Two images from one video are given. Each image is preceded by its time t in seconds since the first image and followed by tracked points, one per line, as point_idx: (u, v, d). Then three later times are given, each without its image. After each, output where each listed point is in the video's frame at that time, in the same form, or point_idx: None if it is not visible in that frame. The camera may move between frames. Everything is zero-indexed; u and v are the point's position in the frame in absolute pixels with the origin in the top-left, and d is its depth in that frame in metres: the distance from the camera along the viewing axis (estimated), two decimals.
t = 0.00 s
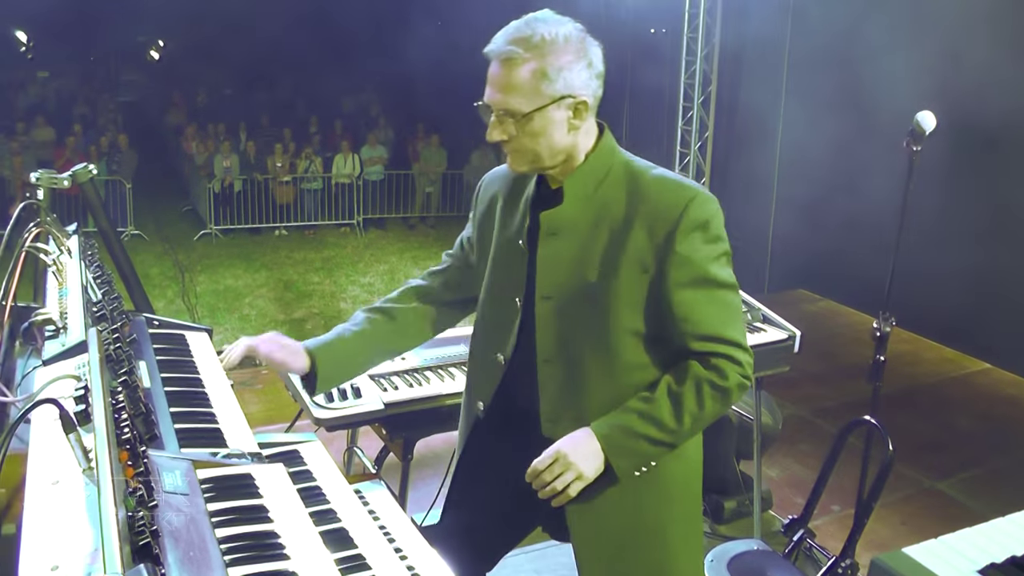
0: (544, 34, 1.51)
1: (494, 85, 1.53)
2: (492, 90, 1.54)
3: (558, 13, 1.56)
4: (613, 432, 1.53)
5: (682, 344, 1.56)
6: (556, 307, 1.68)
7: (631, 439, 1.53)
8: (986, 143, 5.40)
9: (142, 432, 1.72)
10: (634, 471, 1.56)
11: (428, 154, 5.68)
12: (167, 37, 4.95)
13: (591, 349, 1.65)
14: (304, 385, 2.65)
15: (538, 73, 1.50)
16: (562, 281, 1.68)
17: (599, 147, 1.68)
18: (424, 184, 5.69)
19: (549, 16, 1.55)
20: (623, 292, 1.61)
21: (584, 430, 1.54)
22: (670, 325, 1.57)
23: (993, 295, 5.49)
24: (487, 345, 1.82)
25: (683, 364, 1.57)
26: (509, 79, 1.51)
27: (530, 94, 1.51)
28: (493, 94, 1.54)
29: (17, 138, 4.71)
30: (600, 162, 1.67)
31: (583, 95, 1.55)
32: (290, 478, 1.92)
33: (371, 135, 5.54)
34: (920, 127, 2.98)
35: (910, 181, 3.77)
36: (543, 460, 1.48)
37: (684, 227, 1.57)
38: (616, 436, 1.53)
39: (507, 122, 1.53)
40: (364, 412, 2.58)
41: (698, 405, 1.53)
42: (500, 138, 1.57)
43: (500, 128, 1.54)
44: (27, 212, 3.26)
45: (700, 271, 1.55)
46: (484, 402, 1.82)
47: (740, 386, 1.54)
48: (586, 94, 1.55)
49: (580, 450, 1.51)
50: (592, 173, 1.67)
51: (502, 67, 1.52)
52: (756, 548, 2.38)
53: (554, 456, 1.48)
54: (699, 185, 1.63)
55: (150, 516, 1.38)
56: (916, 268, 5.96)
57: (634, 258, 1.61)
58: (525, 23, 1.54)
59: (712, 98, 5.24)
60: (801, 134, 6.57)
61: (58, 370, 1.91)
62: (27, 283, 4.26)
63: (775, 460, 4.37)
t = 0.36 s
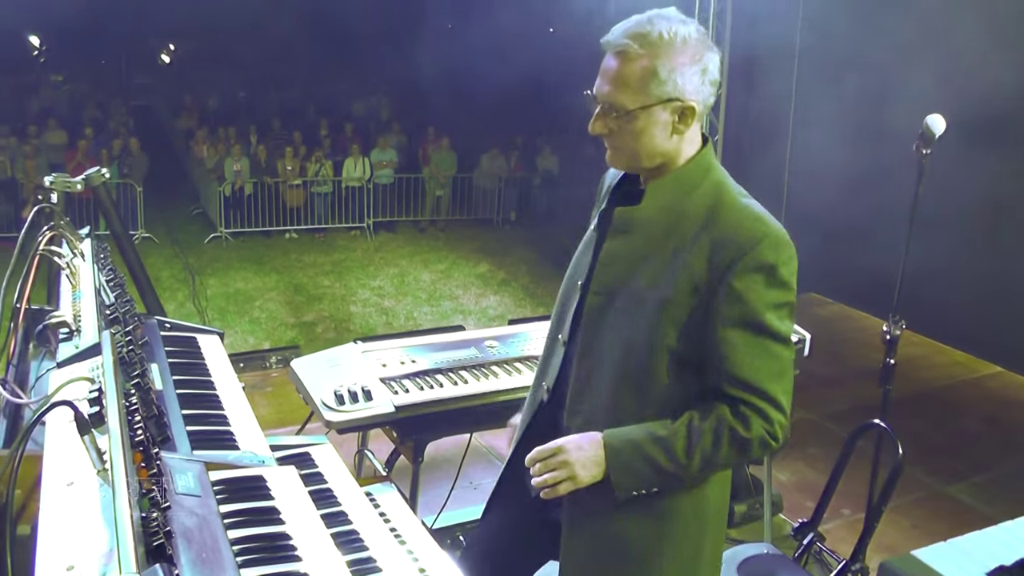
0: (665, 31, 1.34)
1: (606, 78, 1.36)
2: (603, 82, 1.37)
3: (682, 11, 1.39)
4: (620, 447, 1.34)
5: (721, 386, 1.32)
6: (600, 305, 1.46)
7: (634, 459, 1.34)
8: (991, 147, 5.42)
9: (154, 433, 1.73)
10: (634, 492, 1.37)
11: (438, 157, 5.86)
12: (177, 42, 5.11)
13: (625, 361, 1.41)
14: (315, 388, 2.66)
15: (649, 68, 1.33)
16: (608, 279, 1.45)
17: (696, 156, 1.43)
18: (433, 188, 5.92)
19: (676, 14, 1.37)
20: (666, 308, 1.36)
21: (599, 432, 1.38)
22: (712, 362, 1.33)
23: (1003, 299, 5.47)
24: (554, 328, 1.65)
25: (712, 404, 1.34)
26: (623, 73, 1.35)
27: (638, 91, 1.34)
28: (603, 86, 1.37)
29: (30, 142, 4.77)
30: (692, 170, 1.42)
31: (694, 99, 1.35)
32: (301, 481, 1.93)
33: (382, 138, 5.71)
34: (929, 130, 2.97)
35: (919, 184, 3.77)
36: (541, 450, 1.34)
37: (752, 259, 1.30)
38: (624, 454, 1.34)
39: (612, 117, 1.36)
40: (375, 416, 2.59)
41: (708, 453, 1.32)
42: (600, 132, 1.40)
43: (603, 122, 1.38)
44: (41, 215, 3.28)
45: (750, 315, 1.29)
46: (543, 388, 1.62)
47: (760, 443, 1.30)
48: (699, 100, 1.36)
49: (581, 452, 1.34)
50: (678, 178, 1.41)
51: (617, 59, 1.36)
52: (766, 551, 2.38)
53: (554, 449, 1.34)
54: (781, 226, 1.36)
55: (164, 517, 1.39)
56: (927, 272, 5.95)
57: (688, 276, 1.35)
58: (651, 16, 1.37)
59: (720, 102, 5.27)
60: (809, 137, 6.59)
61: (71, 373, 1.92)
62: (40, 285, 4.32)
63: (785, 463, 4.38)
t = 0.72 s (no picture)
0: (665, 29, 1.45)
1: (613, 73, 1.48)
2: (609, 77, 1.50)
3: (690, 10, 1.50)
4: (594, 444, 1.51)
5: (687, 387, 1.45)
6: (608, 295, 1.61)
7: (609, 454, 1.49)
8: (999, 145, 5.40)
9: (162, 436, 1.74)
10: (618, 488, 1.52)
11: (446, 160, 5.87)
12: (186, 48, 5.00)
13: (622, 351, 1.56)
14: (323, 391, 2.67)
15: (652, 68, 1.45)
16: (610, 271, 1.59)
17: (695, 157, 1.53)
18: (442, 193, 5.95)
19: (680, 13, 1.49)
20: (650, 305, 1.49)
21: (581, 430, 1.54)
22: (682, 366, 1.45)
23: (1011, 298, 5.46)
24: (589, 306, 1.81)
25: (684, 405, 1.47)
26: (628, 68, 1.47)
27: (639, 88, 1.46)
28: (612, 83, 1.50)
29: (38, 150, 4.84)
30: (688, 173, 1.53)
31: (693, 100, 1.48)
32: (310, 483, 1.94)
33: (390, 143, 5.67)
34: (936, 129, 2.97)
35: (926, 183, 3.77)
36: (520, 443, 1.53)
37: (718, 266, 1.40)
38: (599, 448, 1.50)
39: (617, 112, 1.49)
40: (383, 418, 2.60)
41: (673, 450, 1.44)
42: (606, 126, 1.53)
43: (607, 116, 1.51)
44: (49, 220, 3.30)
45: (713, 321, 1.40)
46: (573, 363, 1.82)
47: (727, 450, 1.42)
48: (698, 97, 1.49)
49: (552, 444, 1.53)
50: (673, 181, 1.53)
51: (621, 56, 1.48)
52: (776, 552, 2.38)
53: (531, 438, 1.53)
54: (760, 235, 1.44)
55: (172, 518, 1.40)
56: (934, 271, 5.94)
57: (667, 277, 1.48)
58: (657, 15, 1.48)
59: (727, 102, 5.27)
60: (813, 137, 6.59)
61: (79, 377, 1.93)
62: (49, 291, 4.34)
63: (794, 464, 4.37)
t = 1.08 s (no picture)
0: (615, 31, 1.36)
1: (569, 76, 1.40)
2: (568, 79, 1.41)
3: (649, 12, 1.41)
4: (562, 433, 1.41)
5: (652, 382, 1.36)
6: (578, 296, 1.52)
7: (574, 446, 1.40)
8: (1003, 149, 5.39)
9: (164, 442, 1.71)
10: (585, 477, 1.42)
11: (450, 164, 6.12)
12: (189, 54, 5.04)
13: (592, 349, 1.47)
14: (326, 396, 2.66)
15: (605, 70, 1.36)
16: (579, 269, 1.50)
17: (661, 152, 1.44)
18: (446, 197, 6.16)
19: (635, 14, 1.39)
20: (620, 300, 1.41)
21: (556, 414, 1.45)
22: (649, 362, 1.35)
23: (1016, 301, 5.45)
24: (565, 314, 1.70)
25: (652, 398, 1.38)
26: (581, 71, 1.38)
27: (593, 90, 1.37)
28: (570, 85, 1.41)
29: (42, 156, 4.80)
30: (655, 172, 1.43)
31: (647, 99, 1.38)
32: (312, 489, 1.93)
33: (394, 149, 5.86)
34: (939, 131, 2.96)
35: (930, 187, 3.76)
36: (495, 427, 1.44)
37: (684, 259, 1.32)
38: (568, 436, 1.41)
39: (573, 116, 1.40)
40: (386, 423, 2.59)
41: (638, 445, 1.35)
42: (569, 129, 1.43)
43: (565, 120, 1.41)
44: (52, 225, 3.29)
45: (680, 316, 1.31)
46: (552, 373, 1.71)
47: (692, 445, 1.33)
48: (654, 98, 1.39)
49: (526, 430, 1.43)
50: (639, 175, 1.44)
51: (576, 57, 1.39)
52: (780, 557, 2.37)
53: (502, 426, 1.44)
54: (725, 235, 1.35)
55: (172, 524, 1.38)
56: (939, 274, 5.93)
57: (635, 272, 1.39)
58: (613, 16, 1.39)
59: (732, 105, 5.27)
60: (816, 140, 6.58)
61: (80, 382, 1.92)
62: (53, 296, 4.36)
63: (798, 467, 4.37)
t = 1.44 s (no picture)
0: (530, 32, 1.38)
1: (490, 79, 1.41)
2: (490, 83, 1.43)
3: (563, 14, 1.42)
4: (588, 430, 1.36)
5: (659, 346, 1.38)
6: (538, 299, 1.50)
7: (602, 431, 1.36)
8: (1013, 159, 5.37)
9: (167, 443, 1.70)
10: (608, 470, 1.39)
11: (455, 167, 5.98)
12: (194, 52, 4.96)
13: (572, 346, 1.46)
14: (330, 399, 2.65)
15: (522, 67, 1.37)
16: (539, 270, 1.50)
17: (599, 142, 1.48)
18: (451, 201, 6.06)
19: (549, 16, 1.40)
20: (606, 282, 1.42)
21: (561, 424, 1.38)
22: (654, 325, 1.38)
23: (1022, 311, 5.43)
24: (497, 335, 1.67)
25: (658, 366, 1.40)
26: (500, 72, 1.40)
27: (514, 87, 1.38)
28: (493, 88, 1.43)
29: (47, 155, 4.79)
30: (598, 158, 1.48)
31: (566, 94, 1.38)
32: (316, 491, 1.92)
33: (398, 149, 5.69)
34: (948, 139, 2.95)
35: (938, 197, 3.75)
36: (515, 450, 1.33)
37: (674, 219, 1.37)
38: (589, 431, 1.36)
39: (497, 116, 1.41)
40: (390, 426, 2.57)
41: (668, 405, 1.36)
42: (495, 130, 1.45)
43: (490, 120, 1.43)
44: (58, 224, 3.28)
45: (682, 269, 1.36)
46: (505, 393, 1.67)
47: (714, 391, 1.37)
48: (573, 92, 1.39)
49: (547, 443, 1.35)
50: (582, 167, 1.47)
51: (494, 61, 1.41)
52: (784, 565, 2.36)
53: (522, 447, 1.34)
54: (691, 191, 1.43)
55: (175, 526, 1.37)
56: (945, 284, 5.91)
57: (621, 249, 1.41)
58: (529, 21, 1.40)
59: (738, 112, 5.26)
60: (822, 148, 6.57)
61: (85, 382, 1.91)
62: (58, 295, 4.35)
63: (801, 476, 4.35)
